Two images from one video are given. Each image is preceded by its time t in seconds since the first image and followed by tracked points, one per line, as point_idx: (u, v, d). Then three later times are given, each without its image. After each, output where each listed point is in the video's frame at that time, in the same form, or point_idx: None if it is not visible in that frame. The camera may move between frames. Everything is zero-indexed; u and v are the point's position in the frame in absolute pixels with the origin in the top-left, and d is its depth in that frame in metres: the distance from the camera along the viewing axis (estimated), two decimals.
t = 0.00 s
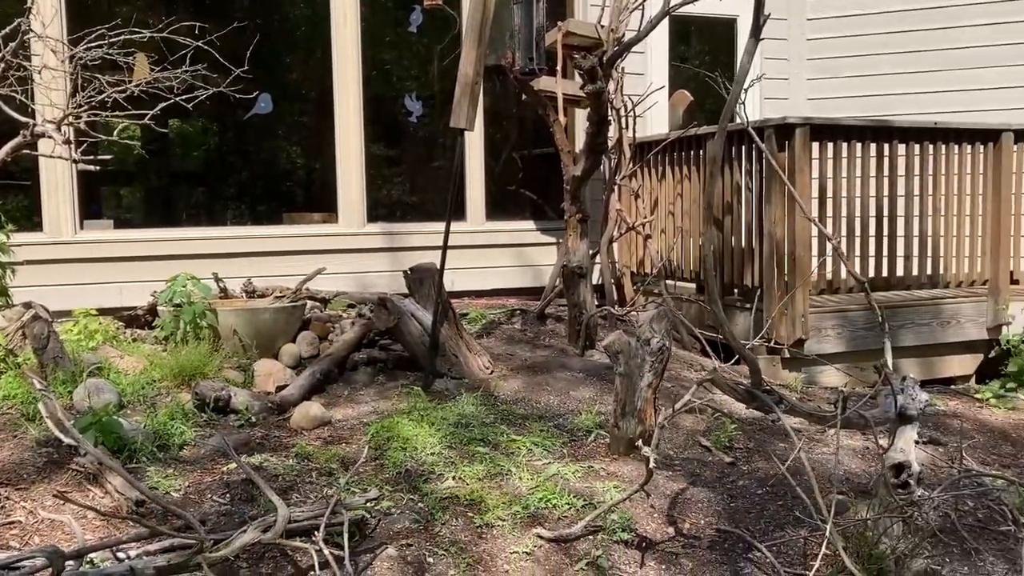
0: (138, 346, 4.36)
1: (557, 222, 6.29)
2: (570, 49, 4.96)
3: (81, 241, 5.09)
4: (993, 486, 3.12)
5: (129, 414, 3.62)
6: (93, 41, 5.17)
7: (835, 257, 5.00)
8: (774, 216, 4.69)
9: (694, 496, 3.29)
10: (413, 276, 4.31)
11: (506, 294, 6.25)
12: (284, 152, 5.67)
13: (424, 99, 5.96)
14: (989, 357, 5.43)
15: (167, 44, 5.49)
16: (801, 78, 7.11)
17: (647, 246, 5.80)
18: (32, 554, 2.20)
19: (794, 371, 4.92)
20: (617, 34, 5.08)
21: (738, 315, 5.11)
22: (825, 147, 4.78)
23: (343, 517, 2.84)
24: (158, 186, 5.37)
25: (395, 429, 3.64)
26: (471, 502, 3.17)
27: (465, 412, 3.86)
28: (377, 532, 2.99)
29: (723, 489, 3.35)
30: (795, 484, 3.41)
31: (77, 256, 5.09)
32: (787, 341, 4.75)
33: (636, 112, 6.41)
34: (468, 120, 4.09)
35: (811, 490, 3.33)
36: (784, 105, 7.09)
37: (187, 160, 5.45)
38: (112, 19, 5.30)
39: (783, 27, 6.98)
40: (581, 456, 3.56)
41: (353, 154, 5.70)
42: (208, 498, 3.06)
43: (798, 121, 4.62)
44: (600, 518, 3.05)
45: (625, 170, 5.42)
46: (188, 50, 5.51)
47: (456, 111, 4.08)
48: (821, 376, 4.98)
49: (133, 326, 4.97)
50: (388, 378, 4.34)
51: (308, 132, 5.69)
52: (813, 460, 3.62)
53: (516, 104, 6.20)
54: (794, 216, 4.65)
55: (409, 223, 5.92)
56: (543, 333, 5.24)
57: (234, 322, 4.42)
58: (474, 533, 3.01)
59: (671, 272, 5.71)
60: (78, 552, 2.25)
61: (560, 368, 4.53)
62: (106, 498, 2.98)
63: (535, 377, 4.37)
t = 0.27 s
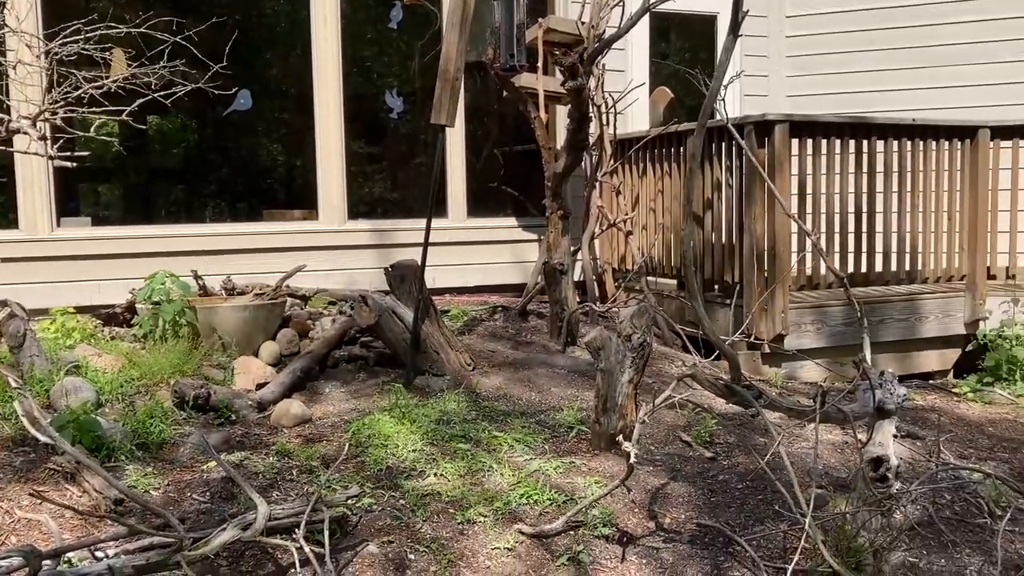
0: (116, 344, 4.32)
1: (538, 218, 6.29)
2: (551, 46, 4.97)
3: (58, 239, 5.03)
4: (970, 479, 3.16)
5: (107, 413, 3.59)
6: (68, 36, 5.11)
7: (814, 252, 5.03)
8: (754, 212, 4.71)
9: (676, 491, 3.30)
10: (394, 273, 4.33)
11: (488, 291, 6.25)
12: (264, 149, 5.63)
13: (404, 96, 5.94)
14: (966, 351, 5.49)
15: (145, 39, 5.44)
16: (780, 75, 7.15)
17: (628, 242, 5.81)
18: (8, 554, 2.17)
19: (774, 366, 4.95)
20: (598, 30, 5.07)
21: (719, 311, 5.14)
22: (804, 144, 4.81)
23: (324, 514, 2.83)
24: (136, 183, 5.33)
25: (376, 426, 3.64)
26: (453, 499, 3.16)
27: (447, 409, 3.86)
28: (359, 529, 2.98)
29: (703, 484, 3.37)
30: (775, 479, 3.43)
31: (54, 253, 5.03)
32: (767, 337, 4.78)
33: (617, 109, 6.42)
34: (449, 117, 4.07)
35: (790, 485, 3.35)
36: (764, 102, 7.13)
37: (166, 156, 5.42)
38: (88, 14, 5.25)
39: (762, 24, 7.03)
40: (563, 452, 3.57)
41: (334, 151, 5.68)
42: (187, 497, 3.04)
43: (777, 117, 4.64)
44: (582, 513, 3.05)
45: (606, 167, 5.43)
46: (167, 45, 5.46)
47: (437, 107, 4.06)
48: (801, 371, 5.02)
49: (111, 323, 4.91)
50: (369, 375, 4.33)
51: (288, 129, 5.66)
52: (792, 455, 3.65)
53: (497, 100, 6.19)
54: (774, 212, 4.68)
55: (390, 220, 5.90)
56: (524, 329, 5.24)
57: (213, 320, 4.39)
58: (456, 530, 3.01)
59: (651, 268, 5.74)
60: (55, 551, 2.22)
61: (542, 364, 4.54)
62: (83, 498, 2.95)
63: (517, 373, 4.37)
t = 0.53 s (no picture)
0: (96, 343, 4.28)
1: (522, 216, 6.30)
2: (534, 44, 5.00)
3: (37, 237, 4.99)
4: (950, 474, 3.18)
5: (88, 413, 3.56)
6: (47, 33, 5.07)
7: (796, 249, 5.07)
8: (737, 211, 4.74)
9: (659, 486, 3.32)
10: (377, 271, 4.31)
11: (473, 289, 6.25)
12: (246, 147, 5.60)
13: (387, 93, 5.92)
14: (947, 346, 5.53)
15: (125, 36, 5.40)
16: (762, 73, 7.20)
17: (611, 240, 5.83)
18: None
19: (757, 362, 4.99)
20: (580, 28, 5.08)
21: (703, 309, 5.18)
22: (786, 141, 4.84)
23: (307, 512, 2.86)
24: (117, 182, 5.30)
25: (360, 424, 3.64)
26: (437, 497, 3.16)
27: (431, 406, 3.86)
28: (343, 528, 2.98)
29: (687, 479, 3.39)
30: (757, 474, 3.45)
31: (34, 252, 4.99)
32: (750, 333, 4.81)
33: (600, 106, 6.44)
34: (432, 114, 4.08)
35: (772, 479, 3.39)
36: (746, 99, 7.18)
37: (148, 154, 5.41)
38: (67, 11, 5.20)
39: (744, 22, 7.08)
40: (547, 449, 3.58)
41: (317, 148, 5.66)
42: (170, 496, 3.02)
43: (760, 114, 4.66)
44: (566, 509, 3.06)
45: (589, 165, 5.44)
46: (147, 42, 5.42)
47: (420, 104, 4.06)
48: (784, 366, 5.05)
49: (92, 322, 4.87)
50: (353, 373, 4.32)
51: (270, 127, 5.63)
52: (775, 450, 3.67)
53: (480, 98, 6.18)
54: (757, 210, 4.71)
55: (374, 217, 5.89)
56: (509, 327, 5.24)
57: (195, 318, 4.35)
58: (440, 527, 3.01)
59: (635, 266, 5.76)
60: (35, 552, 2.21)
61: (526, 361, 4.54)
62: (64, 498, 2.93)
63: (501, 371, 4.37)
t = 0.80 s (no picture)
0: (79, 344, 4.25)
1: (508, 215, 6.29)
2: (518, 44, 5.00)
3: (18, 238, 4.95)
4: (932, 470, 3.21)
5: (71, 415, 3.54)
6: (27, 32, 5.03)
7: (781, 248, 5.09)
8: (721, 210, 4.75)
9: (645, 484, 3.33)
10: (361, 271, 4.27)
11: (458, 288, 6.24)
12: (230, 146, 5.57)
13: (372, 92, 5.90)
14: (930, 344, 5.57)
15: (107, 35, 5.36)
16: (746, 72, 7.22)
17: (597, 239, 5.84)
18: None
19: (742, 360, 5.01)
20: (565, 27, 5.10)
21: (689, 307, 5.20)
22: (770, 140, 4.86)
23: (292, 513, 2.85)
24: (100, 182, 5.25)
25: (346, 424, 3.63)
26: (423, 497, 3.16)
27: (416, 406, 3.85)
28: (329, 528, 2.97)
29: (673, 477, 3.40)
30: (742, 471, 3.47)
31: (15, 253, 4.94)
32: (735, 332, 4.83)
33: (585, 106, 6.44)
34: (416, 113, 4.07)
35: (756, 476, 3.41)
36: (730, 99, 7.19)
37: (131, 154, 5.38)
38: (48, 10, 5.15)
39: (728, 21, 7.09)
40: (533, 448, 3.58)
41: (302, 148, 5.63)
42: (153, 498, 3.01)
43: (743, 113, 4.68)
44: (552, 508, 3.07)
45: (574, 164, 5.45)
46: (129, 41, 5.39)
47: (405, 103, 4.05)
48: (769, 365, 5.08)
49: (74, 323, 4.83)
50: (338, 373, 4.30)
51: (254, 126, 5.60)
52: (760, 447, 3.68)
53: (465, 97, 6.17)
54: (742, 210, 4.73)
55: (359, 217, 5.87)
56: (494, 326, 5.24)
57: (179, 319, 4.32)
58: (426, 527, 3.01)
59: (620, 264, 5.77)
60: (17, 555, 2.19)
61: (512, 361, 4.54)
62: (46, 501, 2.91)
63: (487, 371, 4.37)
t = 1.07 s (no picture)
0: (65, 348, 4.21)
1: (496, 217, 6.28)
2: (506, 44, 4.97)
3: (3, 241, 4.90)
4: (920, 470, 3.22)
5: (56, 419, 3.50)
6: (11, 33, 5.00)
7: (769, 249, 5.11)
8: (709, 211, 4.76)
9: (634, 486, 3.33)
10: (349, 272, 4.33)
11: (447, 290, 6.23)
12: (217, 148, 5.54)
13: (359, 94, 5.88)
14: (917, 344, 5.59)
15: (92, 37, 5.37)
16: (733, 74, 7.24)
17: (585, 241, 5.85)
18: None
19: (730, 361, 5.02)
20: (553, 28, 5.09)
21: (677, 309, 5.20)
22: (757, 142, 4.87)
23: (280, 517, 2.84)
24: (86, 184, 5.22)
25: (334, 428, 3.61)
26: (411, 500, 3.15)
27: (404, 409, 3.83)
28: (317, 532, 2.95)
29: (662, 479, 3.39)
30: (731, 473, 3.47)
31: None
32: (723, 333, 4.84)
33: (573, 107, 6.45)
34: (404, 115, 4.06)
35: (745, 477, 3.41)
36: (718, 101, 7.21)
37: (117, 157, 5.34)
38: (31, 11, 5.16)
39: (715, 23, 7.11)
40: (523, 450, 3.57)
41: (289, 150, 5.61)
42: (140, 502, 2.98)
43: (731, 115, 4.70)
44: (541, 510, 3.06)
45: (562, 166, 5.45)
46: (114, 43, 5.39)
47: (392, 104, 4.04)
48: (757, 365, 5.09)
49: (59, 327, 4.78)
50: (326, 376, 4.28)
51: (240, 128, 5.58)
52: (749, 449, 3.69)
53: (453, 99, 6.16)
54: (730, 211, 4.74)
55: (347, 219, 5.85)
56: (483, 328, 5.23)
57: (165, 321, 4.29)
58: (414, 531, 2.99)
59: (609, 266, 5.77)
60: None
61: (501, 363, 4.53)
62: (31, 506, 2.88)
63: (476, 373, 4.35)
